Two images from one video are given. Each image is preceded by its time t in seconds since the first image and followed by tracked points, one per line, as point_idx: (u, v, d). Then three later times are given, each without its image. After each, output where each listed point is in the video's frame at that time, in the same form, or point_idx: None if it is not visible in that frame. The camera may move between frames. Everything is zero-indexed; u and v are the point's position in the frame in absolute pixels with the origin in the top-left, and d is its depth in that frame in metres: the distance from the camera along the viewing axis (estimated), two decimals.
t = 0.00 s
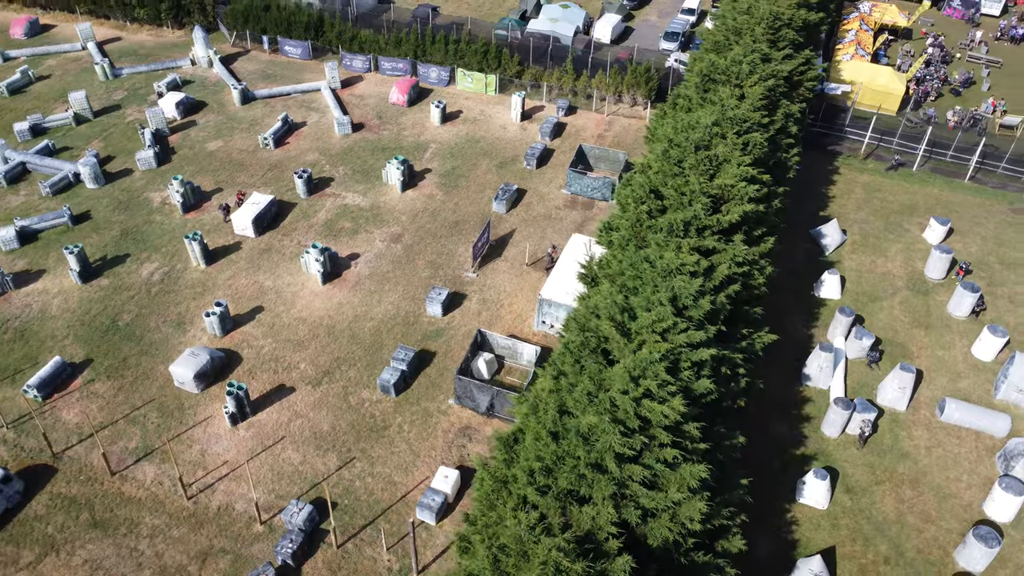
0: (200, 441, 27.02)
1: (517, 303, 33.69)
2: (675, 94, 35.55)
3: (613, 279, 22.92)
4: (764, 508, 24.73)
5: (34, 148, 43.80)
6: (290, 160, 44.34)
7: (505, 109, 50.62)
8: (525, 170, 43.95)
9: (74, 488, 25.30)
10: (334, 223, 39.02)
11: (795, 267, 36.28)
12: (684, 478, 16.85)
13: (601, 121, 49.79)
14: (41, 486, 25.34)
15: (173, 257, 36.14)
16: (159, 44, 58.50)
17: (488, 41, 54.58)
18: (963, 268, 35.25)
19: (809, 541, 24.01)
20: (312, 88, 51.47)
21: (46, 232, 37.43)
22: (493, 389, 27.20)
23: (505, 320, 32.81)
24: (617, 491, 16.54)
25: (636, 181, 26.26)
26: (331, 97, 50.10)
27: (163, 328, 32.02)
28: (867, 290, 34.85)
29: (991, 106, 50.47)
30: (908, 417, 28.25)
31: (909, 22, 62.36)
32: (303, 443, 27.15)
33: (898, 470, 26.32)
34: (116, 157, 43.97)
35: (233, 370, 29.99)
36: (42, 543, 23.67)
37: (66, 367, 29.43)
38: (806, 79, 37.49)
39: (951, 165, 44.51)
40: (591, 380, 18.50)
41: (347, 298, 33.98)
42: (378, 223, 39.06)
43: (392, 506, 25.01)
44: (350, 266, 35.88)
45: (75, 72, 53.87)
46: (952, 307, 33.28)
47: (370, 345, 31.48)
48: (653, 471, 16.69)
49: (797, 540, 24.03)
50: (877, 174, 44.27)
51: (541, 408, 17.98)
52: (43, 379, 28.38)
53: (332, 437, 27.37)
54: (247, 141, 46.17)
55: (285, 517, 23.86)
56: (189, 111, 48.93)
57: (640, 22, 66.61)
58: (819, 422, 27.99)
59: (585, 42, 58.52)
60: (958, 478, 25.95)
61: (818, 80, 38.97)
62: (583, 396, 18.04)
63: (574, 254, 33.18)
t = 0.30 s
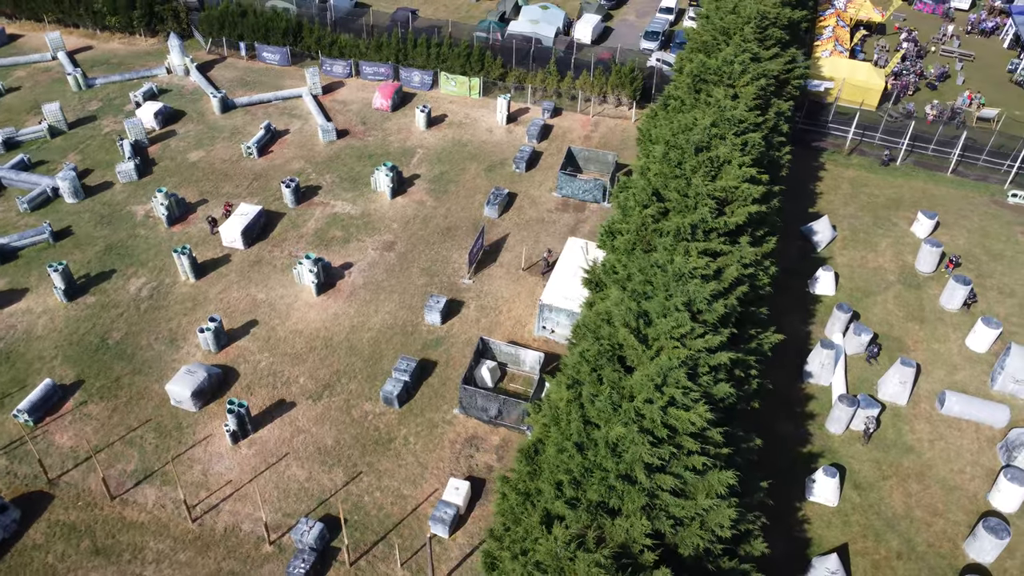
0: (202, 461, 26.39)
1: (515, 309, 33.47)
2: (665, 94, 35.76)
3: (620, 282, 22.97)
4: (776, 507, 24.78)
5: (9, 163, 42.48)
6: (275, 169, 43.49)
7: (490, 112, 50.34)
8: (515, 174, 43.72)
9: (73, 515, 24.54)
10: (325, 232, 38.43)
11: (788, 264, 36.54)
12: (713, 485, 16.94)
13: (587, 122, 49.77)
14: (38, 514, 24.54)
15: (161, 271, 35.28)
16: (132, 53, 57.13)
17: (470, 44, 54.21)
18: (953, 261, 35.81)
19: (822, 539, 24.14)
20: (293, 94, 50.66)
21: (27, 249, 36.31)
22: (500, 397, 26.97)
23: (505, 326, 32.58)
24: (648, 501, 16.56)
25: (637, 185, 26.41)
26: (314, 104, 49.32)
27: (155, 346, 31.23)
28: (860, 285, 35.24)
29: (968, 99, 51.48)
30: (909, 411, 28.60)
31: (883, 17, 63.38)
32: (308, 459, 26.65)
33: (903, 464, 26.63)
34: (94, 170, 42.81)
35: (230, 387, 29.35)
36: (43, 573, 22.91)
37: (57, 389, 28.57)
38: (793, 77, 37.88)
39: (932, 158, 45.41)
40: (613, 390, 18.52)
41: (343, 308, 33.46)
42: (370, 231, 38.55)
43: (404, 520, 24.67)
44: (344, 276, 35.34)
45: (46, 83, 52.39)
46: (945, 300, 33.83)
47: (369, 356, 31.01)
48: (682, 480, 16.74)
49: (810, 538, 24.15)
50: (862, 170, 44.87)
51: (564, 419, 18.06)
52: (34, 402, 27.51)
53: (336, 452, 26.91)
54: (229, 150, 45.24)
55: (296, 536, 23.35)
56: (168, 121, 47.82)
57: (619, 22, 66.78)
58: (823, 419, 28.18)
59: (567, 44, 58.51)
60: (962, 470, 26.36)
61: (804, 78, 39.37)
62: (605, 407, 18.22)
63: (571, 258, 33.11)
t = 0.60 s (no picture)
0: (204, 481, 25.78)
1: (514, 315, 33.28)
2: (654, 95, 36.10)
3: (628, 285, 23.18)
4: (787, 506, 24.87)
5: None
6: (260, 179, 42.51)
7: (476, 116, 50.05)
8: (504, 177, 43.49)
9: (73, 542, 23.81)
10: (316, 241, 37.85)
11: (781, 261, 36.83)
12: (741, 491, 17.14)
13: (573, 124, 49.72)
14: (36, 543, 23.75)
15: (149, 286, 34.42)
16: (104, 62, 55.67)
17: (452, 47, 53.79)
18: (942, 254, 36.42)
19: (834, 536, 24.29)
20: (274, 102, 49.75)
21: (7, 268, 35.17)
22: (508, 405, 26.78)
23: (504, 332, 32.38)
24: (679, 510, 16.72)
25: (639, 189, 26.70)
26: (296, 111, 48.49)
27: (148, 364, 30.45)
28: (853, 281, 35.67)
29: (944, 92, 52.42)
30: (910, 405, 29.00)
31: (857, 13, 64.33)
32: (314, 474, 26.19)
33: (908, 458, 26.96)
34: (73, 183, 41.63)
35: (229, 404, 28.72)
36: None
37: (49, 412, 27.71)
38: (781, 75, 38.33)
39: (914, 153, 46.16)
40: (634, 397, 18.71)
41: (340, 319, 32.96)
42: (361, 239, 38.04)
43: (416, 534, 24.34)
44: (339, 285, 34.82)
45: (16, 95, 50.86)
46: (937, 293, 34.42)
47: (370, 368, 30.55)
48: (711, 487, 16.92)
49: (823, 536, 24.29)
50: (847, 167, 45.48)
51: (588, 429, 18.19)
52: (25, 427, 26.65)
53: (343, 466, 26.49)
54: (212, 160, 44.26)
55: (307, 555, 22.87)
56: (146, 132, 46.68)
57: (598, 22, 66.89)
58: (827, 415, 28.39)
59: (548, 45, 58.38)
60: (965, 462, 26.79)
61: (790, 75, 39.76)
62: (628, 414, 18.42)
63: (569, 263, 33.00)
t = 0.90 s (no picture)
0: (209, 502, 25.21)
1: (514, 320, 33.10)
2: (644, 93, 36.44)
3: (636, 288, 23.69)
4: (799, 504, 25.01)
5: None
6: (246, 189, 41.74)
7: (461, 119, 49.72)
8: (494, 181, 43.26)
9: (76, 570, 23.11)
10: (307, 251, 37.25)
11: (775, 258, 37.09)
12: (768, 495, 17.81)
13: (559, 125, 49.64)
14: (37, 573, 23.02)
15: (138, 302, 33.57)
16: (76, 71, 54.22)
17: (435, 50, 53.34)
18: (932, 247, 37.00)
19: (846, 533, 24.46)
20: (256, 109, 48.86)
21: None
22: (516, 413, 26.62)
23: (505, 339, 32.19)
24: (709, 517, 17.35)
25: (642, 191, 27.14)
26: (278, 118, 47.65)
27: (142, 383, 29.68)
28: (846, 276, 36.07)
29: (921, 86, 53.28)
30: (910, 398, 29.41)
31: (832, 9, 65.22)
32: (321, 491, 25.74)
33: (912, 451, 27.29)
34: (52, 198, 40.46)
35: (229, 421, 28.11)
36: None
37: (42, 436, 26.88)
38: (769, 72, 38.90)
39: (897, 146, 47.13)
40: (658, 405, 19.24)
41: (337, 330, 32.47)
42: (354, 248, 37.52)
43: (429, 547, 24.05)
44: (334, 296, 34.31)
45: None
46: (929, 286, 34.98)
47: (371, 379, 30.11)
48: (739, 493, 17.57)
49: (835, 532, 24.45)
50: (833, 162, 46.00)
51: (613, 439, 18.75)
52: (19, 453, 25.83)
53: (350, 481, 26.09)
54: (195, 171, 43.30)
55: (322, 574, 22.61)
56: (125, 143, 45.55)
57: (577, 22, 66.96)
58: (830, 411, 28.61)
59: (530, 47, 58.19)
60: (968, 453, 27.23)
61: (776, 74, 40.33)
62: (651, 422, 19.06)
63: (566, 266, 32.90)
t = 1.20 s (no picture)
0: (215, 523, 24.68)
1: (514, 326, 32.92)
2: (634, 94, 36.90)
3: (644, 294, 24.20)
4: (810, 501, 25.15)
5: None
6: (232, 200, 40.93)
7: (447, 123, 49.39)
8: (484, 185, 43.02)
9: None
10: (299, 261, 36.65)
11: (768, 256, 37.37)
12: (796, 498, 18.42)
13: (546, 127, 49.54)
14: None
15: (128, 319, 32.72)
16: (48, 82, 52.73)
17: (418, 54, 52.87)
18: (921, 241, 37.67)
19: (857, 528, 24.65)
20: (238, 117, 47.98)
21: None
22: (524, 420, 26.50)
23: (506, 345, 31.99)
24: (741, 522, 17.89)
25: (645, 195, 27.71)
26: (261, 126, 46.83)
27: (138, 403, 28.92)
28: (839, 272, 36.49)
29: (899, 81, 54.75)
30: (910, 392, 29.83)
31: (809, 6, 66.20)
32: (329, 507, 25.32)
33: (916, 444, 27.66)
34: (31, 214, 39.29)
35: (230, 439, 27.54)
36: None
37: (37, 461, 26.09)
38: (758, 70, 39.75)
39: (879, 141, 47.99)
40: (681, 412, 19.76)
41: (335, 342, 31.98)
42: (347, 257, 37.00)
43: (444, 560, 23.83)
44: (330, 306, 33.79)
45: None
46: (920, 279, 35.59)
47: (373, 391, 29.69)
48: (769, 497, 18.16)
49: (847, 529, 24.63)
50: (818, 158, 46.67)
51: (637, 446, 19.11)
52: (14, 480, 25.04)
53: (359, 496, 25.71)
54: (178, 182, 42.33)
55: None
56: (104, 155, 44.39)
57: (557, 23, 67.05)
58: (833, 407, 28.87)
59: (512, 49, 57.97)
60: (969, 444, 27.72)
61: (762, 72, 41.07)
62: (674, 429, 19.54)
63: (565, 270, 32.76)
